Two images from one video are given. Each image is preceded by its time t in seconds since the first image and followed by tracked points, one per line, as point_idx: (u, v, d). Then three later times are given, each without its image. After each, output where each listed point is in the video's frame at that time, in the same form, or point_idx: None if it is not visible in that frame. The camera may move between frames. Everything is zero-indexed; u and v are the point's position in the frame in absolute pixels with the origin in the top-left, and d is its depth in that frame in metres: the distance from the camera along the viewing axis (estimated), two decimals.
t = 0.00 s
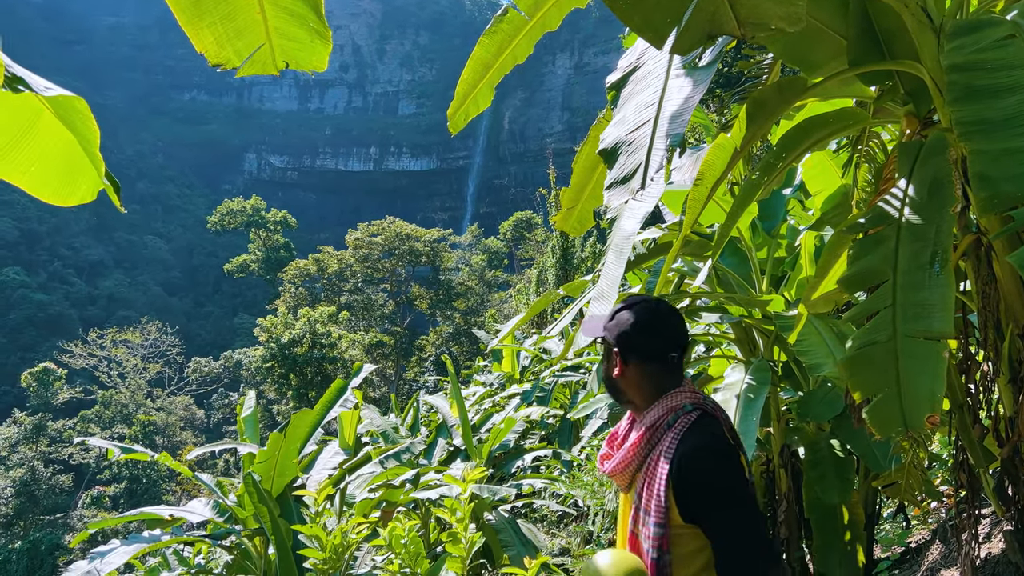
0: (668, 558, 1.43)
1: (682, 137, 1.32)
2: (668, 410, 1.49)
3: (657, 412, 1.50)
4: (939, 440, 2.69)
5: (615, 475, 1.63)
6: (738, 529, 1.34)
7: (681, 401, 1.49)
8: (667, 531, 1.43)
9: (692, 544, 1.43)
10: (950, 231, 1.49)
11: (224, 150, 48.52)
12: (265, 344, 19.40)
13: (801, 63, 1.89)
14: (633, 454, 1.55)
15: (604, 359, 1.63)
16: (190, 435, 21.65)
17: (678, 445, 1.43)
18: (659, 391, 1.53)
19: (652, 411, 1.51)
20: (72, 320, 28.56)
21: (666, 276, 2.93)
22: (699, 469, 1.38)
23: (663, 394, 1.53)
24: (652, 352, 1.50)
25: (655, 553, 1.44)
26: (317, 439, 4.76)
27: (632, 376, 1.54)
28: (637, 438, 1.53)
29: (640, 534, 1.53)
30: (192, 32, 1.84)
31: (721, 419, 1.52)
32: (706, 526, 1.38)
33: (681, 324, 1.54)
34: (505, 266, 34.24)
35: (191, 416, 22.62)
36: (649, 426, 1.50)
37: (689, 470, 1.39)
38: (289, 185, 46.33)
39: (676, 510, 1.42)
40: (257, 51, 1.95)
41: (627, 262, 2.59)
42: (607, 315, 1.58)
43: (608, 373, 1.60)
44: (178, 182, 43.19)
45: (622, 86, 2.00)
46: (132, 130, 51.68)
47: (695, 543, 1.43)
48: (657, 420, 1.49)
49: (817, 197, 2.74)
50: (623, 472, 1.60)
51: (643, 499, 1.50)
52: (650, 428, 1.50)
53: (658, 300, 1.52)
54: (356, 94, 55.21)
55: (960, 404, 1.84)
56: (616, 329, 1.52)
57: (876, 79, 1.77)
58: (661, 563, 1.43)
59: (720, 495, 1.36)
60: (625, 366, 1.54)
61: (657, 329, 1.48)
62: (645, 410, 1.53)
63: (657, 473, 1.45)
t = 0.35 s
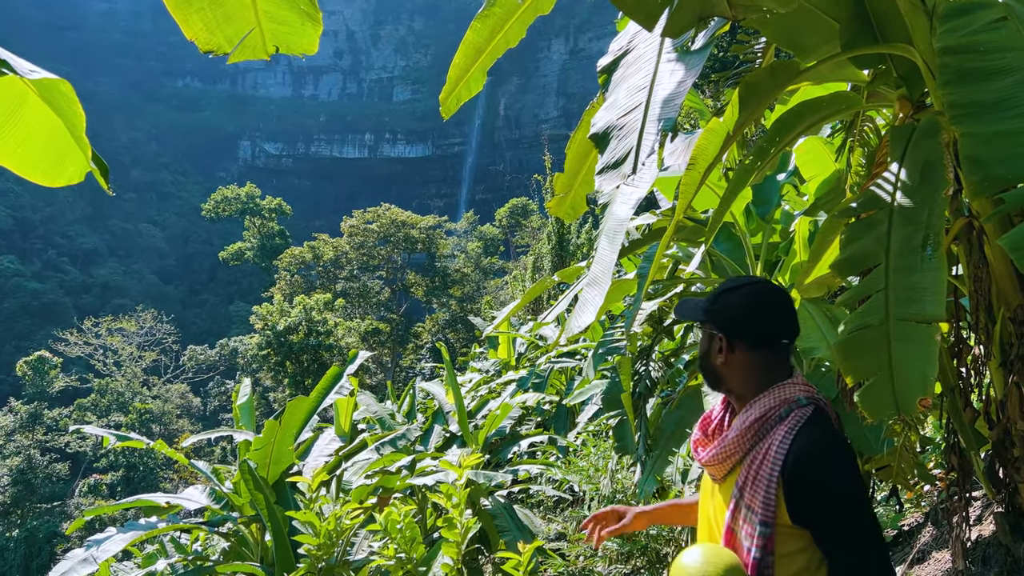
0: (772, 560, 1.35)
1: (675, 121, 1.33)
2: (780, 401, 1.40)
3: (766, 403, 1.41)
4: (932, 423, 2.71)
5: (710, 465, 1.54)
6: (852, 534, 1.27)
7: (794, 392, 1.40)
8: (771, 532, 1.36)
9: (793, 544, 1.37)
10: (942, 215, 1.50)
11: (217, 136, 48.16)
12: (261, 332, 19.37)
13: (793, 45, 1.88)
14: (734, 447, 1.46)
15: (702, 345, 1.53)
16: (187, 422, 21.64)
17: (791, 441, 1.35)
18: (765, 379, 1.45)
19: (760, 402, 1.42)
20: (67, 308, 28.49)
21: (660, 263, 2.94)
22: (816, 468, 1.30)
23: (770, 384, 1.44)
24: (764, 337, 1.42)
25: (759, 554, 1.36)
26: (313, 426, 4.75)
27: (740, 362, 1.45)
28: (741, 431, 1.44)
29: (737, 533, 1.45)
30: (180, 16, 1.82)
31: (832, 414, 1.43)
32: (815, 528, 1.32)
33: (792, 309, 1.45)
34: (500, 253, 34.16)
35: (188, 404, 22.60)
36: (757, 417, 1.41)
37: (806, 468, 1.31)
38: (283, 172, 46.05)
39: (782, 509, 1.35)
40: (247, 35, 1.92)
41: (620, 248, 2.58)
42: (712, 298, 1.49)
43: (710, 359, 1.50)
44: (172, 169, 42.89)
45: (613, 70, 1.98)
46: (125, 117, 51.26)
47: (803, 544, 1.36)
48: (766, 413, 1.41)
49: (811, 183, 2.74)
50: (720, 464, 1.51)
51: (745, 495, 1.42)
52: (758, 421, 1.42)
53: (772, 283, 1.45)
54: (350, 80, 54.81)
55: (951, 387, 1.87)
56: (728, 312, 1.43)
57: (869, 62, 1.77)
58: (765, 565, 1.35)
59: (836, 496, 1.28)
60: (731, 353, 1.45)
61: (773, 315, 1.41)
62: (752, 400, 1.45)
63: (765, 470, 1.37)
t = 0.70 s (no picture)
0: (787, 536, 1.32)
1: (643, 111, 1.36)
2: (800, 371, 1.35)
3: (786, 373, 1.37)
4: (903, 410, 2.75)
5: (726, 437, 1.50)
6: (870, 512, 1.21)
7: (816, 363, 1.35)
8: (786, 506, 1.32)
9: (807, 520, 1.33)
10: (908, 205, 1.58)
11: (192, 125, 47.32)
12: (237, 322, 19.13)
13: (765, 34, 1.89)
14: (751, 418, 1.42)
15: (720, 314, 1.49)
16: (164, 414, 21.33)
17: (810, 413, 1.30)
18: (786, 347, 1.41)
19: (781, 370, 1.38)
20: (39, 299, 27.89)
21: (637, 252, 2.95)
22: (836, 441, 1.25)
23: (790, 352, 1.40)
24: (785, 303, 1.38)
25: (773, 529, 1.33)
26: (290, 417, 4.69)
27: (760, 330, 1.41)
28: (758, 401, 1.40)
29: (752, 507, 1.42)
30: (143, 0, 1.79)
31: (855, 387, 1.38)
32: (832, 504, 1.27)
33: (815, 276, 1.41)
34: (480, 243, 34.02)
35: (164, 396, 22.27)
36: (776, 386, 1.37)
37: (825, 439, 1.26)
38: (260, 161, 45.36)
39: (797, 482, 1.31)
40: (212, 19, 1.88)
41: (596, 239, 2.61)
42: (729, 266, 1.46)
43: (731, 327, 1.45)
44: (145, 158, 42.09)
45: (584, 58, 1.96)
46: (96, 105, 50.13)
47: (819, 519, 1.32)
48: (784, 383, 1.36)
49: (785, 172, 2.77)
50: (737, 434, 1.47)
51: (762, 467, 1.38)
52: (775, 390, 1.37)
53: (793, 249, 1.40)
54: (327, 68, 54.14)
55: (920, 371, 1.92)
56: (748, 278, 1.40)
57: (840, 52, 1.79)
58: (779, 540, 1.32)
59: (855, 471, 1.22)
60: (751, 321, 1.41)
61: (797, 279, 1.37)
62: (772, 369, 1.40)
63: (782, 442, 1.32)
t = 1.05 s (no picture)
0: (752, 514, 1.33)
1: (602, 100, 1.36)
2: (762, 354, 1.35)
3: (748, 355, 1.37)
4: (864, 399, 2.80)
5: (690, 419, 1.49)
6: (831, 490, 1.23)
7: (775, 345, 1.36)
8: (751, 486, 1.32)
9: (771, 499, 1.33)
10: (863, 196, 1.61)
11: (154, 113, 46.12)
12: (202, 315, 18.73)
13: (727, 26, 1.89)
14: (714, 400, 1.41)
15: (680, 302, 1.49)
16: (127, 408, 20.83)
17: (774, 393, 1.30)
18: (746, 332, 1.41)
19: (742, 354, 1.38)
20: None
21: (604, 243, 2.94)
22: (796, 424, 1.26)
23: (750, 337, 1.40)
24: (745, 288, 1.38)
25: (740, 508, 1.34)
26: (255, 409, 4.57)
27: (720, 315, 1.41)
28: (722, 384, 1.39)
29: (717, 487, 1.41)
30: None
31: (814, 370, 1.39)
32: (794, 482, 1.28)
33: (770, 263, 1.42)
34: (450, 235, 33.78)
35: (128, 389, 21.75)
36: (738, 369, 1.37)
37: (789, 419, 1.27)
38: (225, 151, 44.41)
39: (763, 461, 1.31)
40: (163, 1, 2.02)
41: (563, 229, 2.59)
42: (689, 254, 1.45)
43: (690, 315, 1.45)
44: (106, 148, 40.93)
45: (544, 47, 1.95)
46: (53, 92, 48.55)
47: (781, 498, 1.32)
48: (746, 365, 1.36)
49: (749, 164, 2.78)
50: (700, 417, 1.46)
51: (727, 447, 1.37)
52: (739, 373, 1.37)
53: (747, 236, 1.41)
54: (294, 57, 53.21)
55: (877, 361, 1.97)
56: (708, 264, 1.39)
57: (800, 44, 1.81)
58: (744, 520, 1.33)
59: (819, 452, 1.23)
60: (710, 307, 1.41)
61: (755, 268, 1.37)
62: (733, 353, 1.40)
63: (747, 421, 1.32)
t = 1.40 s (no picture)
0: (707, 483, 1.35)
1: (566, 92, 1.35)
2: (716, 333, 1.37)
3: (703, 335, 1.39)
4: (825, 388, 2.86)
5: (646, 395, 1.50)
6: (781, 459, 1.26)
7: (729, 325, 1.38)
8: (707, 456, 1.34)
9: (724, 469, 1.36)
10: (824, 188, 1.63)
11: (115, 102, 44.88)
12: (166, 308, 18.27)
13: (693, 19, 1.88)
14: (670, 376, 1.42)
15: (639, 287, 1.49)
16: (90, 403, 20.27)
17: (729, 369, 1.33)
18: (703, 315, 1.42)
19: (697, 334, 1.39)
20: None
21: (572, 235, 2.94)
22: (750, 397, 1.29)
23: (706, 318, 1.41)
24: (700, 274, 1.40)
25: (695, 477, 1.35)
26: (219, 403, 4.43)
27: (676, 296, 1.41)
28: (679, 361, 1.40)
29: (671, 458, 1.42)
30: None
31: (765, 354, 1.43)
32: (747, 453, 1.32)
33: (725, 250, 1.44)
34: (419, 228, 33.51)
35: (90, 383, 21.17)
36: (693, 348, 1.39)
37: (743, 395, 1.30)
38: (189, 141, 43.39)
39: (717, 432, 1.33)
40: None
41: (531, 222, 2.58)
42: (648, 242, 1.46)
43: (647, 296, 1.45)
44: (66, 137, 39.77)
45: (508, 37, 1.91)
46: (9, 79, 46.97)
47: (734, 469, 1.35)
48: (703, 343, 1.38)
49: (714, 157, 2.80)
50: (656, 393, 1.47)
51: (682, 420, 1.39)
52: (695, 350, 1.39)
53: (702, 224, 1.43)
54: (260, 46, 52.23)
55: (839, 350, 2.00)
56: (668, 251, 1.40)
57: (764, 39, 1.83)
58: (699, 487, 1.35)
59: (772, 431, 1.27)
60: (668, 292, 1.41)
61: (711, 255, 1.39)
62: (690, 332, 1.42)
63: (703, 396, 1.34)
